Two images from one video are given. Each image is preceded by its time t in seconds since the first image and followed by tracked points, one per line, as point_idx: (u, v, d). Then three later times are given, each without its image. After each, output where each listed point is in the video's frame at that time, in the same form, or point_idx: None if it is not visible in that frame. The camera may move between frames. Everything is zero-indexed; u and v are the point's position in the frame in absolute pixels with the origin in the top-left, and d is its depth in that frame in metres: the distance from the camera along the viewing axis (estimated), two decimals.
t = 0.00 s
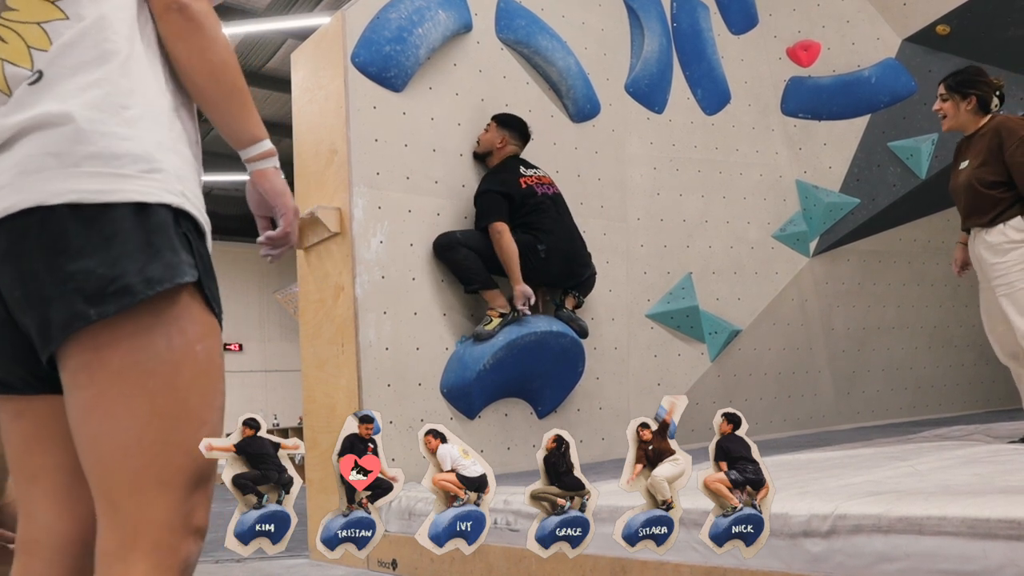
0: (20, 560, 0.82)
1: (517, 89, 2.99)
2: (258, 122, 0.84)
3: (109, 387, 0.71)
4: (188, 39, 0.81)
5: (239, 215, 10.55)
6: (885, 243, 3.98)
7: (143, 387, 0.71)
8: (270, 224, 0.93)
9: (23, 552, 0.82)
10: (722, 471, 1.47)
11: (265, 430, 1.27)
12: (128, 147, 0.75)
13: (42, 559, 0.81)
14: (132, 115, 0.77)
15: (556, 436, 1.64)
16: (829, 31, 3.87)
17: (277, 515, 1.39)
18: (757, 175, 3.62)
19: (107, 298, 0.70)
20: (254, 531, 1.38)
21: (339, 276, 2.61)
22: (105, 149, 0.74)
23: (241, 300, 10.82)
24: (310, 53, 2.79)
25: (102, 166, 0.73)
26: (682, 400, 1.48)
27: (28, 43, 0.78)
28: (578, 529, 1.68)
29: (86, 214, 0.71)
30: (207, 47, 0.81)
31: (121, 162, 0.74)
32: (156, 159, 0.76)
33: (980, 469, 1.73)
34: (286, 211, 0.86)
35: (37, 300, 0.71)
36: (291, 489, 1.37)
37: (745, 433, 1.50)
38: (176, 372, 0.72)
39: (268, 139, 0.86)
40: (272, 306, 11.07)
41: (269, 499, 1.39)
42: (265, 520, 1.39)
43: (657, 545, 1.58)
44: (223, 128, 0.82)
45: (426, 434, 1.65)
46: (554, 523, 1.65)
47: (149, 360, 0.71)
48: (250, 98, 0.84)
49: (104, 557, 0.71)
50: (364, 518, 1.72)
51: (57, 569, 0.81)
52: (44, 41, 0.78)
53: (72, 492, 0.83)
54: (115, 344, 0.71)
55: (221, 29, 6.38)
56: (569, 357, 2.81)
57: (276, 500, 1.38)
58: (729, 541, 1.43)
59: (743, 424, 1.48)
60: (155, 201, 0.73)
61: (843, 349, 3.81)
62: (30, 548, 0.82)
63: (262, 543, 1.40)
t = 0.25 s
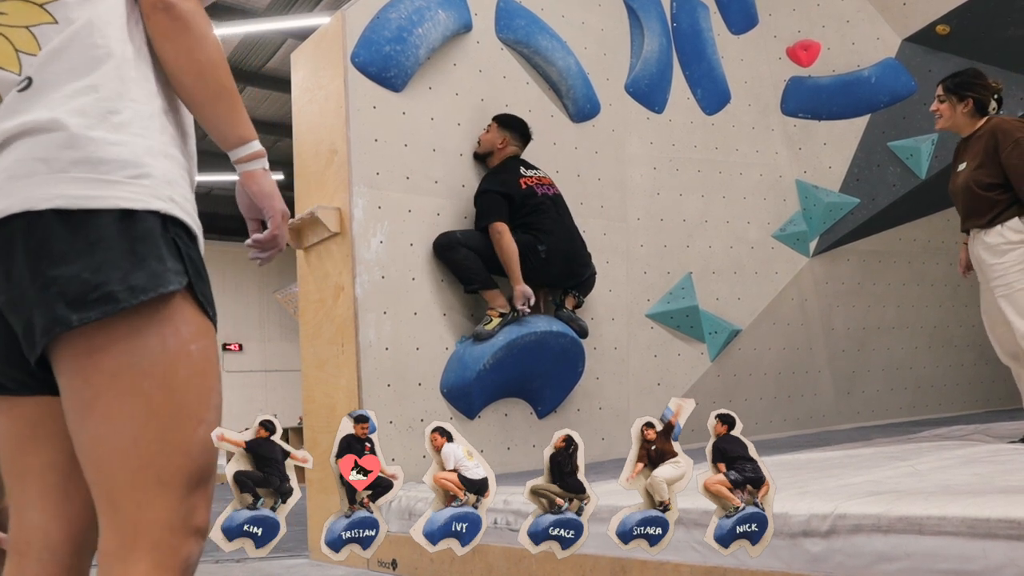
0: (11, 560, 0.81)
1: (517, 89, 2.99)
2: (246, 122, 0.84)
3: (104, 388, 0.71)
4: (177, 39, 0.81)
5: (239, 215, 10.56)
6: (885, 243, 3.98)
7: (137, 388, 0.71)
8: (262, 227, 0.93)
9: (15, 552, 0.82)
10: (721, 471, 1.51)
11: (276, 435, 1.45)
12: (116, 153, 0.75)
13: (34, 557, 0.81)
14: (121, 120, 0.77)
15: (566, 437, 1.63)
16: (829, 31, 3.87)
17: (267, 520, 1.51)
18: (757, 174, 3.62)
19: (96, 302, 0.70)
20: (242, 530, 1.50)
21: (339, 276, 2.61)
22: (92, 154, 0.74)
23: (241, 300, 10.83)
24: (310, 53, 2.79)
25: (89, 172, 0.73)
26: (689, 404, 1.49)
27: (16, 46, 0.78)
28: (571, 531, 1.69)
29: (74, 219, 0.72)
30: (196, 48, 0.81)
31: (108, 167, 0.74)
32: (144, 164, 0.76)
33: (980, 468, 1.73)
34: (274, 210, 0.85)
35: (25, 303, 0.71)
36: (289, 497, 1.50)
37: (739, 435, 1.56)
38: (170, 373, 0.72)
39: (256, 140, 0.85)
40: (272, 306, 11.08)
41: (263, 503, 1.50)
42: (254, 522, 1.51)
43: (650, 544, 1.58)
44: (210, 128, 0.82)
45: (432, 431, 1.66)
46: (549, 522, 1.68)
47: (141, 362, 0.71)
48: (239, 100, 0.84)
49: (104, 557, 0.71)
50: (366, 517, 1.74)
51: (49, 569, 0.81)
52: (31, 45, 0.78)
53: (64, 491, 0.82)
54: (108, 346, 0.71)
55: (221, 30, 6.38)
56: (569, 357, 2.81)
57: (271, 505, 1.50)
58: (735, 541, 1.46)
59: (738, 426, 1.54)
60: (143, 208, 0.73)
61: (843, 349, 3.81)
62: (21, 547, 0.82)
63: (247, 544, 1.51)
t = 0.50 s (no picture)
0: (14, 560, 0.82)
1: (517, 89, 2.99)
2: (245, 127, 0.84)
3: (100, 389, 0.71)
4: (174, 45, 0.80)
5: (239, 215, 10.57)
6: (885, 243, 3.98)
7: (133, 390, 0.71)
8: (264, 234, 0.91)
9: (17, 552, 0.82)
10: (722, 471, 1.48)
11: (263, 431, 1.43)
12: (112, 160, 0.75)
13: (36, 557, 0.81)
14: (118, 128, 0.77)
15: (556, 436, 1.65)
16: (829, 31, 3.87)
17: (277, 515, 1.53)
18: (757, 175, 3.62)
19: (91, 308, 0.70)
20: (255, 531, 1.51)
21: (339, 276, 2.61)
22: (90, 161, 0.74)
23: (241, 300, 10.83)
24: (310, 53, 2.79)
25: (86, 178, 0.73)
26: (682, 401, 1.49)
27: (12, 53, 0.78)
28: (578, 529, 1.68)
29: (69, 224, 0.72)
30: (193, 54, 0.80)
31: (105, 174, 0.74)
32: (141, 172, 0.76)
33: (980, 469, 1.73)
34: (279, 219, 0.86)
35: (21, 307, 0.71)
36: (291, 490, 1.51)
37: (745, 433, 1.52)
38: (166, 375, 0.72)
39: (255, 146, 0.85)
40: (272, 306, 11.08)
41: (269, 499, 1.52)
42: (265, 520, 1.52)
43: (656, 544, 1.58)
44: (209, 135, 0.82)
45: (427, 434, 1.65)
46: (554, 524, 1.66)
47: (138, 364, 0.71)
48: (236, 106, 0.83)
49: (101, 557, 0.71)
50: (364, 517, 1.75)
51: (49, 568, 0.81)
52: (28, 52, 0.78)
53: (62, 491, 0.82)
54: (103, 347, 0.71)
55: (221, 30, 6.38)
56: (569, 356, 2.81)
57: (277, 500, 1.51)
58: (729, 541, 1.45)
59: (744, 425, 1.50)
60: (139, 216, 0.73)
61: (843, 349, 3.81)
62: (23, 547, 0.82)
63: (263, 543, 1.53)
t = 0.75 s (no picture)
0: (16, 560, 0.82)
1: (517, 90, 2.98)
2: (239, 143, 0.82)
3: (98, 395, 0.71)
4: (165, 60, 0.78)
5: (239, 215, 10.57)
6: (885, 244, 3.98)
7: (130, 395, 0.70)
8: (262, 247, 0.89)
9: (18, 551, 0.82)
10: (721, 471, 1.53)
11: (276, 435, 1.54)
12: (104, 175, 0.74)
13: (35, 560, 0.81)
14: (111, 142, 0.76)
15: (566, 436, 1.69)
16: (829, 31, 3.87)
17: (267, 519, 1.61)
18: (757, 175, 3.62)
19: (84, 322, 0.70)
20: (242, 530, 1.59)
21: (339, 276, 2.61)
22: (81, 176, 0.74)
23: (241, 300, 10.84)
24: (310, 53, 2.79)
25: (77, 193, 0.73)
26: (689, 404, 1.52)
27: (4, 68, 0.78)
28: (571, 531, 1.73)
29: (61, 238, 0.71)
30: (185, 70, 0.79)
31: (96, 189, 0.73)
32: (133, 185, 0.75)
33: (980, 469, 1.73)
34: (269, 235, 0.84)
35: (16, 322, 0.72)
36: (289, 498, 1.57)
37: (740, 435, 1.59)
38: (162, 379, 0.71)
39: (250, 161, 0.83)
40: (272, 306, 11.09)
41: (264, 503, 1.58)
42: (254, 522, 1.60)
43: (650, 544, 1.59)
44: (203, 153, 0.80)
45: (432, 431, 1.70)
46: (549, 522, 1.71)
47: (133, 370, 0.71)
48: (231, 121, 0.82)
49: (106, 559, 0.71)
50: (366, 518, 1.79)
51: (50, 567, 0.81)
52: (20, 67, 0.78)
53: (61, 489, 0.82)
54: (98, 356, 0.71)
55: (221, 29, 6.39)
56: (569, 357, 2.81)
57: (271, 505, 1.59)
58: (734, 541, 1.47)
59: (738, 427, 1.57)
60: (130, 230, 0.72)
61: (843, 349, 3.81)
62: (22, 549, 0.82)
63: (247, 545, 1.59)
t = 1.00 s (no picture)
0: (17, 559, 0.82)
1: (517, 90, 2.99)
2: (233, 152, 0.81)
3: (92, 399, 0.70)
4: (155, 70, 0.77)
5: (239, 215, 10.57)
6: (885, 244, 3.98)
7: (125, 397, 0.70)
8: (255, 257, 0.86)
9: (19, 551, 0.82)
10: (722, 471, 1.51)
11: (264, 431, 1.48)
12: (97, 182, 0.74)
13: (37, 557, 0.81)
14: (103, 150, 0.76)
15: (556, 436, 1.66)
16: (829, 31, 3.87)
17: (278, 515, 1.58)
18: (757, 175, 3.62)
19: (76, 329, 0.70)
20: (255, 531, 1.57)
21: (339, 276, 2.60)
22: (74, 184, 0.74)
23: (241, 300, 10.85)
24: (310, 53, 2.79)
25: (70, 201, 0.73)
26: (683, 402, 1.51)
27: None
28: (578, 529, 1.69)
29: (54, 246, 0.71)
30: (175, 79, 0.78)
31: (89, 197, 0.73)
32: (126, 192, 0.75)
33: (980, 469, 1.73)
34: (261, 246, 0.81)
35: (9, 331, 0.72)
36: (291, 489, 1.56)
37: (744, 434, 1.55)
38: (155, 382, 0.71)
39: (244, 170, 0.82)
40: (272, 306, 11.10)
41: (269, 499, 1.57)
42: (265, 521, 1.57)
43: (656, 544, 1.59)
44: (196, 163, 0.79)
45: (427, 433, 1.68)
46: (554, 524, 1.66)
47: (126, 374, 0.70)
48: (223, 130, 0.80)
49: (105, 559, 0.71)
50: (364, 518, 1.81)
51: (48, 566, 0.81)
52: (9, 77, 0.78)
53: (62, 487, 0.82)
54: (92, 360, 0.70)
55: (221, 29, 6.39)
56: (569, 357, 2.82)
57: (277, 499, 1.57)
58: (729, 541, 1.46)
59: (744, 425, 1.53)
60: (123, 236, 0.72)
61: (843, 349, 3.81)
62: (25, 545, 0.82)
63: (264, 543, 1.58)
